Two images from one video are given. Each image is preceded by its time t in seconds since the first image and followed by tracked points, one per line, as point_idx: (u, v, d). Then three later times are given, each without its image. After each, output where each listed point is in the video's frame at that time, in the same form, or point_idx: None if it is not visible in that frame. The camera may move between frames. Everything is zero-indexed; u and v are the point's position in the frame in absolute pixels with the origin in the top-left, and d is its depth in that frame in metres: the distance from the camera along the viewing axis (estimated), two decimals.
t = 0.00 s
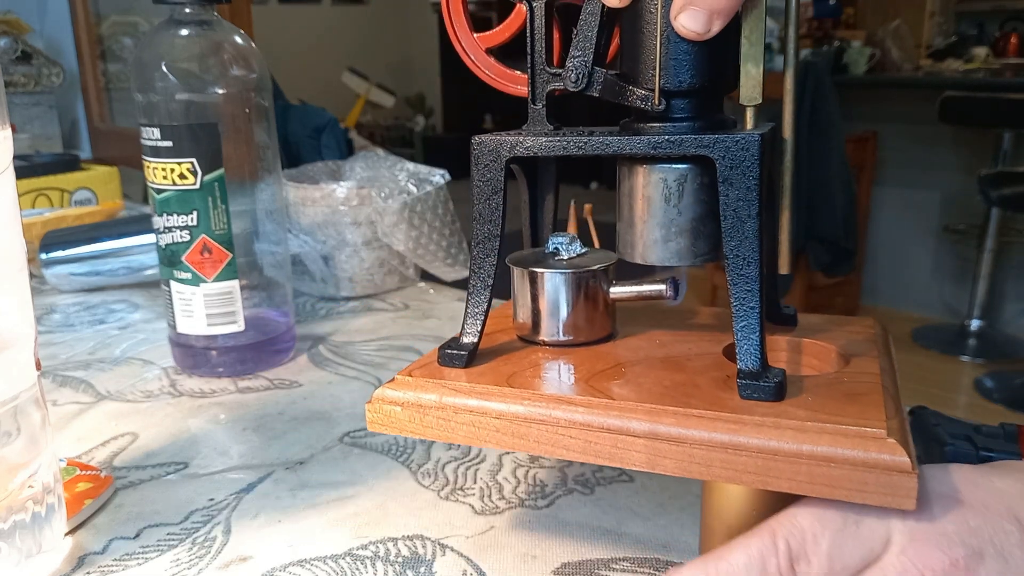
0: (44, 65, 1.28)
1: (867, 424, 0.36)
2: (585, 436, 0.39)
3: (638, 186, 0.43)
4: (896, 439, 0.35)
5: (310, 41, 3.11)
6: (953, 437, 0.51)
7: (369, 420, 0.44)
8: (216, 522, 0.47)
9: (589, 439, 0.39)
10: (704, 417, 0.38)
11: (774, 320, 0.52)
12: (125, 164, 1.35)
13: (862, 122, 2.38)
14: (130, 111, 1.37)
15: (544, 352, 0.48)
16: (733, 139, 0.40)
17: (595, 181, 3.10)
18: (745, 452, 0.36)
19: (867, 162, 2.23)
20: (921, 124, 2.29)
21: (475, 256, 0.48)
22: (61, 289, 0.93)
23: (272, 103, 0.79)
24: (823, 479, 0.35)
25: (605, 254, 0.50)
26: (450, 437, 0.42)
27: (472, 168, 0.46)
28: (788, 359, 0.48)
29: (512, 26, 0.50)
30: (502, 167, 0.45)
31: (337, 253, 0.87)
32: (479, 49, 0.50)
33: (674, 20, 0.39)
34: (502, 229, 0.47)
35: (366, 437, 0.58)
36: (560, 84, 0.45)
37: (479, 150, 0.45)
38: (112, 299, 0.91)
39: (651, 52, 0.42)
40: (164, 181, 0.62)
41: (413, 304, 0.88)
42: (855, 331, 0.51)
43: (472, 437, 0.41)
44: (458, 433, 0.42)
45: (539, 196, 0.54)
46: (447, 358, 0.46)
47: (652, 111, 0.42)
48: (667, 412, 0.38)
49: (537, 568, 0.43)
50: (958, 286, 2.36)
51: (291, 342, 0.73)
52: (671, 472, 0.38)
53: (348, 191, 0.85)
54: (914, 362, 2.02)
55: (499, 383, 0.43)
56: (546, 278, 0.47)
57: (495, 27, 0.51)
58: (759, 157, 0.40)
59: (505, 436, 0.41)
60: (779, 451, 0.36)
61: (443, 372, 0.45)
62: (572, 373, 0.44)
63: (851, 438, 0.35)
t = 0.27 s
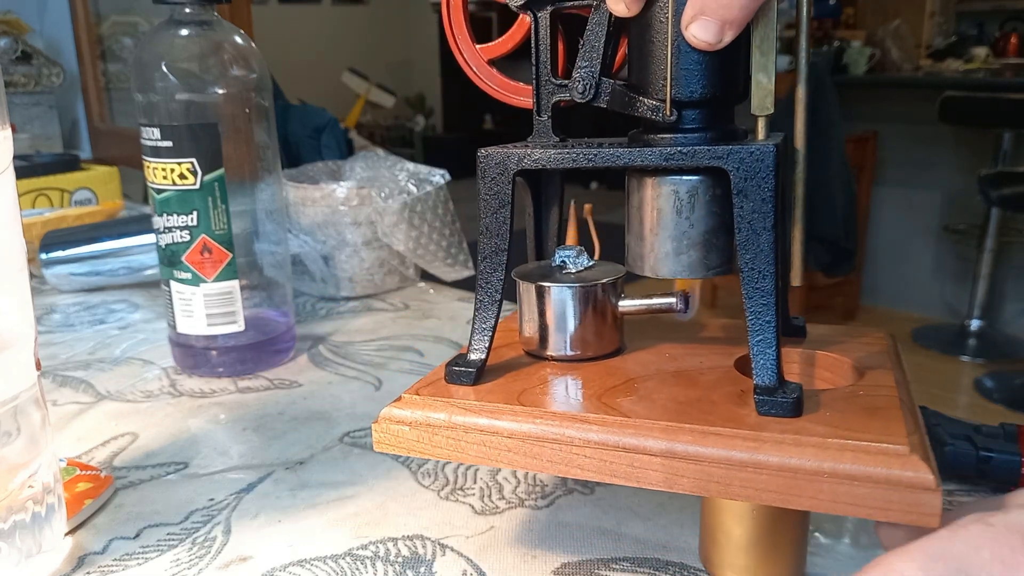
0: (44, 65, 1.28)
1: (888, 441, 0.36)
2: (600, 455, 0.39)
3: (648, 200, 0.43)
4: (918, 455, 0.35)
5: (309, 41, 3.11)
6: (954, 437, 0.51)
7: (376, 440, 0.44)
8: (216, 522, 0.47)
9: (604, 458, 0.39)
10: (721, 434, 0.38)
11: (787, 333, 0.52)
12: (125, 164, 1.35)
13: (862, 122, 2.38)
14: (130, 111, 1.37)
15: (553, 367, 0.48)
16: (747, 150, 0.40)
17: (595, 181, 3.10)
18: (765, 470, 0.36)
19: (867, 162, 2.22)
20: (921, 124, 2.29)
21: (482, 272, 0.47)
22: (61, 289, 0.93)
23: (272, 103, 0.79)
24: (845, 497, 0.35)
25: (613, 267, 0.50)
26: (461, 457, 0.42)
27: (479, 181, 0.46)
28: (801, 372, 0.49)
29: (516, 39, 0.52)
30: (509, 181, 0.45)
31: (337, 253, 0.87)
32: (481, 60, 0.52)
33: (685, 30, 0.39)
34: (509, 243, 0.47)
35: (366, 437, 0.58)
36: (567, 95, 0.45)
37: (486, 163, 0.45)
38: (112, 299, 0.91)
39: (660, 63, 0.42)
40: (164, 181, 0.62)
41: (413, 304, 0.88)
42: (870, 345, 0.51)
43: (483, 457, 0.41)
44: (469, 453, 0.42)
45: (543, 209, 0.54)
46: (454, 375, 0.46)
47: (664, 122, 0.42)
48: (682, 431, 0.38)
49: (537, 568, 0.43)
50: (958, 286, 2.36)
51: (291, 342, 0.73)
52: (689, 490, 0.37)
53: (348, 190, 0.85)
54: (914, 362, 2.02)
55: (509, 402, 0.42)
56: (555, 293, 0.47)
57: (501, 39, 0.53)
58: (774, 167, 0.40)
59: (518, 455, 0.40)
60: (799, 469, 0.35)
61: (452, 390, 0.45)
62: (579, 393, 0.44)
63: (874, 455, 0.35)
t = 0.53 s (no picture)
0: (44, 65, 1.28)
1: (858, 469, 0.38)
2: (586, 471, 0.40)
3: (637, 218, 0.44)
4: (889, 483, 0.37)
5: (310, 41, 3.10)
6: (954, 437, 0.52)
7: (369, 448, 0.45)
8: (216, 522, 0.47)
9: (590, 474, 0.40)
10: (704, 456, 0.39)
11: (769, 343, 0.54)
12: (125, 164, 1.35)
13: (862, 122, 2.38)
14: (131, 111, 1.37)
15: (541, 375, 0.49)
16: (737, 180, 0.41)
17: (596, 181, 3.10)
18: (744, 492, 0.37)
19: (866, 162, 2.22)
20: (922, 124, 2.29)
21: (475, 283, 0.49)
22: (61, 289, 0.93)
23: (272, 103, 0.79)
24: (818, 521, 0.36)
25: (601, 278, 0.52)
26: (451, 468, 0.43)
27: (473, 196, 0.47)
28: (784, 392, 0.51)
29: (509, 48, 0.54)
30: (503, 197, 0.46)
31: (337, 253, 0.87)
32: (476, 64, 0.53)
33: (681, 57, 0.37)
34: (502, 256, 0.48)
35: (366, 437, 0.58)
36: (562, 108, 0.46)
37: (480, 177, 0.46)
38: (112, 299, 0.91)
39: (655, 87, 0.42)
40: (164, 181, 0.62)
41: (413, 304, 0.88)
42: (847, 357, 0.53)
43: (472, 469, 0.42)
44: (458, 464, 0.43)
45: (535, 218, 0.55)
46: (445, 386, 0.46)
47: (657, 146, 0.43)
48: (668, 450, 0.40)
49: (537, 568, 0.43)
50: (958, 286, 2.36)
51: (291, 342, 0.73)
52: (670, 508, 0.39)
53: (348, 191, 0.85)
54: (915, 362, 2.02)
55: (498, 415, 0.43)
56: (546, 304, 0.48)
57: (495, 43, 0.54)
58: (762, 199, 0.41)
59: (506, 468, 0.41)
60: (775, 493, 0.37)
61: (443, 401, 0.46)
62: (563, 403, 0.45)
63: (846, 482, 0.37)
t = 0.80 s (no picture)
0: (43, 65, 1.28)
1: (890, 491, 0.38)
2: (604, 503, 0.40)
3: (648, 243, 0.44)
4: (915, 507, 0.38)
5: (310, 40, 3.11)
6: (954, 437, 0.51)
7: (376, 480, 0.44)
8: (216, 522, 0.47)
9: (608, 506, 0.40)
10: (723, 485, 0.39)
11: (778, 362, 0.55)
12: (125, 164, 1.35)
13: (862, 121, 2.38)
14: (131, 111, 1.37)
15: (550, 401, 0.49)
16: (755, 204, 0.41)
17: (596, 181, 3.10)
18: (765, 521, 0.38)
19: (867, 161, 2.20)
20: (921, 123, 2.29)
21: (482, 309, 0.48)
22: (61, 289, 0.93)
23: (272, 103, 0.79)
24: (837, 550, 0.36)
25: (609, 299, 0.52)
26: (463, 499, 0.42)
27: (481, 219, 0.46)
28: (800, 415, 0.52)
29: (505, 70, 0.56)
30: (512, 222, 0.46)
31: (337, 253, 0.87)
32: (477, 82, 0.54)
33: (695, 79, 0.37)
34: (510, 281, 0.47)
35: (366, 437, 0.58)
36: (570, 129, 0.46)
37: (488, 202, 0.45)
38: (112, 299, 0.91)
39: (669, 108, 0.42)
40: (164, 181, 0.62)
41: (413, 304, 0.88)
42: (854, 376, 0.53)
43: (485, 500, 0.42)
44: (471, 496, 0.42)
45: (540, 238, 0.56)
46: (455, 415, 0.46)
47: (670, 168, 0.42)
48: (687, 480, 0.40)
49: (537, 568, 0.43)
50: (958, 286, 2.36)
51: (290, 342, 0.73)
52: (690, 539, 0.39)
53: (348, 191, 0.85)
54: (915, 362, 2.02)
55: (512, 445, 0.43)
56: (554, 328, 0.48)
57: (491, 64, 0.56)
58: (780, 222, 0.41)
59: (522, 500, 0.41)
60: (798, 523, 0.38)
61: (452, 430, 0.45)
62: (565, 420, 0.47)
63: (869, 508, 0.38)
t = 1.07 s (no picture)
0: (44, 65, 1.27)
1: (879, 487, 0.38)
2: (593, 500, 0.40)
3: (639, 240, 0.44)
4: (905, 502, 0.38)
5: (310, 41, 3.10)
6: (953, 437, 0.51)
7: (366, 477, 0.44)
8: (216, 522, 0.47)
9: (598, 503, 0.40)
10: (713, 483, 0.39)
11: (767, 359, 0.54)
12: (126, 164, 1.35)
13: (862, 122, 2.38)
14: (131, 111, 1.37)
15: (541, 397, 0.49)
16: (746, 203, 0.41)
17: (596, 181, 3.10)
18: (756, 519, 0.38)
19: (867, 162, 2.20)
20: (921, 124, 2.29)
21: (473, 306, 0.48)
22: (61, 289, 0.93)
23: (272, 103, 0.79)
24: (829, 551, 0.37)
25: (599, 294, 0.52)
26: (452, 496, 0.42)
27: (473, 216, 0.46)
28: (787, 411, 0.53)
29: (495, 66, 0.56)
30: (503, 219, 0.46)
31: (337, 253, 0.87)
32: (466, 78, 0.55)
33: (687, 78, 0.38)
34: (501, 278, 0.47)
35: (366, 437, 0.58)
36: (560, 124, 0.46)
37: (480, 199, 0.45)
38: (112, 299, 0.91)
39: (661, 106, 0.42)
40: (164, 181, 0.62)
41: (412, 304, 0.88)
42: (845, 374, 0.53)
43: (475, 497, 0.42)
44: (461, 492, 0.42)
45: (528, 233, 0.56)
46: (444, 411, 0.46)
47: (660, 167, 0.43)
48: (677, 477, 0.40)
49: (537, 568, 0.43)
50: (958, 286, 2.36)
51: (291, 342, 0.73)
52: (680, 536, 0.39)
53: (349, 191, 0.84)
54: (914, 363, 2.02)
55: (501, 442, 0.43)
56: (543, 325, 0.48)
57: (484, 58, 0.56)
58: (771, 221, 0.41)
59: (511, 497, 0.41)
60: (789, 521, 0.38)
61: (441, 427, 0.45)
62: (557, 416, 0.47)
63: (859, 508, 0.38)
